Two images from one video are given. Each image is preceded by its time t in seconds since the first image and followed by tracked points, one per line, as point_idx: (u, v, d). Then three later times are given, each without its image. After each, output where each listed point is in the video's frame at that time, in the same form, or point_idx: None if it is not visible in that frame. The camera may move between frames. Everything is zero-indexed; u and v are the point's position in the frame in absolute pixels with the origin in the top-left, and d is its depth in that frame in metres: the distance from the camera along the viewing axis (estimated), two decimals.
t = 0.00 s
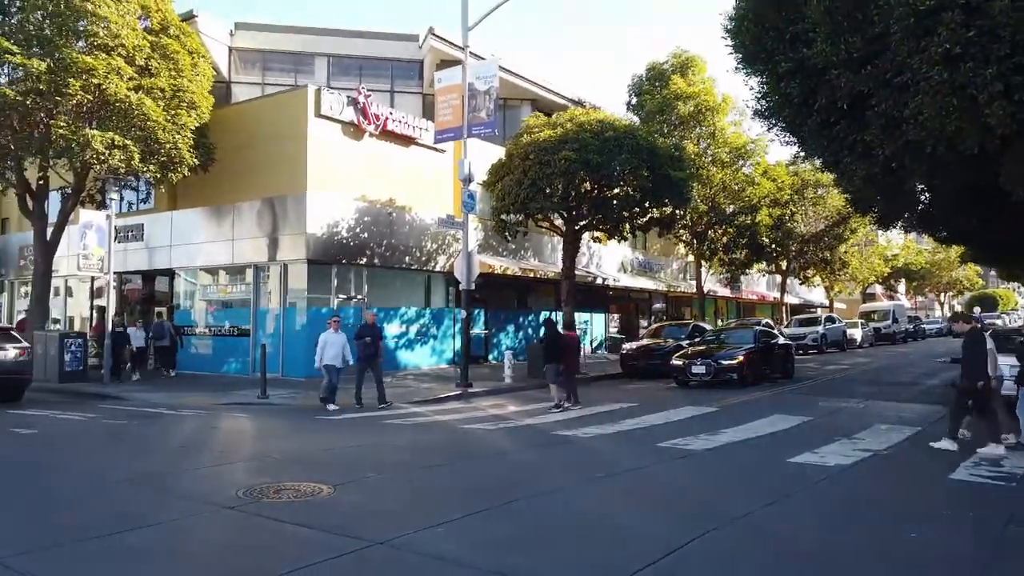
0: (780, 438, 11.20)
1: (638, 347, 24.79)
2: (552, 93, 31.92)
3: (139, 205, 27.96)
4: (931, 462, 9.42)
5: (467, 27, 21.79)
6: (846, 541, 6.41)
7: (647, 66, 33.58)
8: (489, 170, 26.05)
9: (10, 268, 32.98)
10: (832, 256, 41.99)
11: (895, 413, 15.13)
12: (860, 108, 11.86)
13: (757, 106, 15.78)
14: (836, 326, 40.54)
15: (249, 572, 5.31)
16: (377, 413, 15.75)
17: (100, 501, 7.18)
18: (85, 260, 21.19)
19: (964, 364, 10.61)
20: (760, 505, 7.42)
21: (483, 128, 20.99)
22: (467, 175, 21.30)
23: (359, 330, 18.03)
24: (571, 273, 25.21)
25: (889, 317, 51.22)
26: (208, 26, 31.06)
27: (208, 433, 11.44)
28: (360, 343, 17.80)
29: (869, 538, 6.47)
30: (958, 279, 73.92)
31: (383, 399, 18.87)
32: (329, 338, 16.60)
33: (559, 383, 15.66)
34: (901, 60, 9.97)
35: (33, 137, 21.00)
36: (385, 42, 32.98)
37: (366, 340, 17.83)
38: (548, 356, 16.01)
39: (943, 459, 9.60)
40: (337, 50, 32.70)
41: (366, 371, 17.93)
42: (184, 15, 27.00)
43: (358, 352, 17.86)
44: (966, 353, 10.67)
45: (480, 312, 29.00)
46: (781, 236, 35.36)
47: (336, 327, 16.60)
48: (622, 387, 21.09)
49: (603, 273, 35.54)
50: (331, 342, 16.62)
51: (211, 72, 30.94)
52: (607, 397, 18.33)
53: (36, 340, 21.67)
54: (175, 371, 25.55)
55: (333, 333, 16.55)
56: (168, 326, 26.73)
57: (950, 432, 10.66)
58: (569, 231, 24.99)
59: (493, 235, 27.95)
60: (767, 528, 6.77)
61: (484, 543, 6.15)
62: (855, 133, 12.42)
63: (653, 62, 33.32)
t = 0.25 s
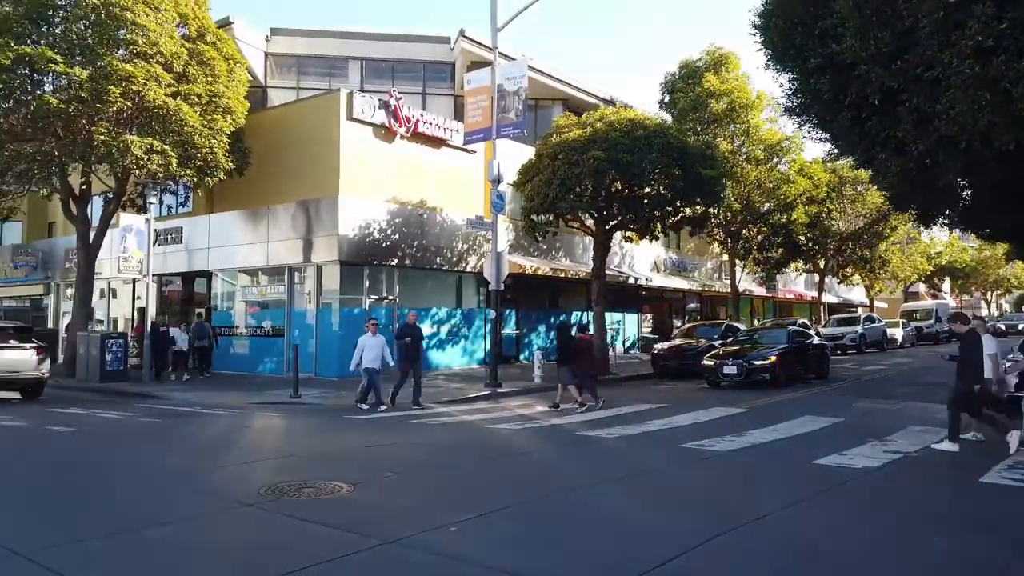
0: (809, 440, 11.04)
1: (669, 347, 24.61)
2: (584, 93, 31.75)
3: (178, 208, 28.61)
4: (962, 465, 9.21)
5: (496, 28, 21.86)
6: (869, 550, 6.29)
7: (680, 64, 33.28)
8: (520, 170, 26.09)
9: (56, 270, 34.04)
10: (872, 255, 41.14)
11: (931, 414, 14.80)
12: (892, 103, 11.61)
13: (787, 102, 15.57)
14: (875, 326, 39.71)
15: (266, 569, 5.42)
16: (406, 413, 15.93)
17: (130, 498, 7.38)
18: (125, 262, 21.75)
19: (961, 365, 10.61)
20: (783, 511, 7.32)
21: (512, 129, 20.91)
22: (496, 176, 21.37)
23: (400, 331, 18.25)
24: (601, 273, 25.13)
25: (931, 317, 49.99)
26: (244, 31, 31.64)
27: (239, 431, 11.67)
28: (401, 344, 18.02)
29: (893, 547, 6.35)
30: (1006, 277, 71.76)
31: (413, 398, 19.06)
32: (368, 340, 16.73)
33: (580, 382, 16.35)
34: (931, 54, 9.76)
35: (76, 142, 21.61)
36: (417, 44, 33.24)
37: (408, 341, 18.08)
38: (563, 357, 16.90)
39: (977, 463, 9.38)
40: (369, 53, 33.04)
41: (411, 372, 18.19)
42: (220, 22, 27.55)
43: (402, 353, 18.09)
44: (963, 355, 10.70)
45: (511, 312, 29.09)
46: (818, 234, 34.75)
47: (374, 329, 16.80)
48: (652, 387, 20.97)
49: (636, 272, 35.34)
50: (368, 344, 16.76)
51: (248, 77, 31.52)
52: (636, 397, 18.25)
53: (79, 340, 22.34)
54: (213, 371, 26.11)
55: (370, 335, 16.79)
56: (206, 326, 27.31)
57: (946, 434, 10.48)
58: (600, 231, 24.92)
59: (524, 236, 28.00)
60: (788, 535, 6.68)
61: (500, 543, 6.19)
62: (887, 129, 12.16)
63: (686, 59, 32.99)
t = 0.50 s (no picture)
0: (817, 440, 10.96)
1: (681, 346, 24.54)
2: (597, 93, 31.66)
3: (194, 209, 28.91)
4: (970, 466, 9.12)
5: (507, 28, 21.87)
6: (871, 554, 6.23)
7: (693, 62, 33.11)
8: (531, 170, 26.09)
9: (75, 270, 34.52)
10: (889, 254, 40.71)
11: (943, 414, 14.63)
12: (901, 101, 11.48)
13: (797, 100, 15.44)
14: (893, 326, 39.29)
15: (265, 569, 5.47)
16: (415, 412, 16.00)
17: (135, 496, 7.49)
18: (140, 262, 22.03)
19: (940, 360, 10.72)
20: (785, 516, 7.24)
21: (522, 128, 20.92)
22: (506, 176, 21.39)
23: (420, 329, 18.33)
24: (613, 272, 25.08)
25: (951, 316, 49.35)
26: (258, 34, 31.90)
27: (247, 430, 11.79)
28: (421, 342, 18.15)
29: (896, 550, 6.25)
30: None
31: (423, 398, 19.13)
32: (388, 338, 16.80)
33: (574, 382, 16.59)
34: (939, 50, 9.65)
35: (92, 145, 21.86)
36: (429, 45, 33.31)
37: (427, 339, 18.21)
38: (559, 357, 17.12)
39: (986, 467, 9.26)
40: (382, 54, 33.19)
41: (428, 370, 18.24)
42: (234, 24, 27.79)
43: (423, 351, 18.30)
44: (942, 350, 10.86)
45: (523, 312, 29.11)
46: (834, 233, 34.45)
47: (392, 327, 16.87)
48: (663, 386, 20.90)
49: (649, 272, 35.24)
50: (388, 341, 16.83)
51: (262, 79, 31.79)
52: (646, 397, 18.21)
53: (96, 340, 22.65)
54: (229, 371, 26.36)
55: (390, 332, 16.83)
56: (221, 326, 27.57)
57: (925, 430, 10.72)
58: (611, 230, 24.88)
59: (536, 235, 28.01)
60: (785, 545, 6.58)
61: (497, 543, 6.19)
62: (897, 126, 12.03)
63: (700, 58, 32.80)
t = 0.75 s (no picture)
0: (826, 442, 10.92)
1: (697, 347, 24.48)
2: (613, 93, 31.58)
3: (213, 211, 29.29)
4: (978, 469, 9.05)
5: (520, 29, 21.92)
6: (867, 560, 6.20)
7: (710, 61, 32.91)
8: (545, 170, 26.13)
9: (99, 271, 35.13)
10: (911, 253, 40.19)
11: (958, 416, 14.48)
12: (911, 100, 11.38)
13: (809, 99, 15.33)
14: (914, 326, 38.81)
15: (262, 566, 5.60)
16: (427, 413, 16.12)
17: (143, 495, 7.69)
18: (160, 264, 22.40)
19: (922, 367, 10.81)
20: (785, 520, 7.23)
21: (535, 129, 20.96)
22: (519, 176, 21.40)
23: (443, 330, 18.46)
24: (627, 272, 25.05)
25: (976, 316, 48.59)
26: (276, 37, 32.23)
27: (259, 429, 11.98)
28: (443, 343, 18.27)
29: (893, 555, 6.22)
30: None
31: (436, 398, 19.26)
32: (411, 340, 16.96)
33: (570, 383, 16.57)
34: (947, 49, 9.56)
35: (112, 148, 22.31)
36: (445, 46, 33.42)
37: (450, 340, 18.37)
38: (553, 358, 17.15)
39: (997, 470, 9.16)
40: (399, 56, 33.38)
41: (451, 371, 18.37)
42: (251, 28, 28.11)
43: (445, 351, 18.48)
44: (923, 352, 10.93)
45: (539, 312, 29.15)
46: (853, 232, 34.10)
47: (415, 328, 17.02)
48: (677, 387, 20.86)
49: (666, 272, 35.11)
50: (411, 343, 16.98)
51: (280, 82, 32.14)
52: (658, 398, 18.19)
53: (116, 340, 23.05)
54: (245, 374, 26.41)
55: (411, 332, 17.09)
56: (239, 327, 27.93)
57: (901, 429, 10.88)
58: (626, 230, 24.85)
59: (552, 236, 28.04)
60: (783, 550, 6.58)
61: (493, 544, 6.25)
62: (908, 126, 11.93)
63: (717, 56, 32.59)
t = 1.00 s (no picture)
0: (816, 443, 10.96)
1: (696, 348, 24.54)
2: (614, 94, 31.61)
3: (216, 213, 29.48)
4: (960, 472, 9.11)
5: (519, 31, 21.99)
6: (840, 565, 6.27)
7: (712, 61, 32.89)
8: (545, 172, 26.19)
9: (104, 273, 35.40)
10: (915, 253, 40.08)
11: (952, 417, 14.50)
12: (900, 102, 11.41)
13: (804, 100, 15.33)
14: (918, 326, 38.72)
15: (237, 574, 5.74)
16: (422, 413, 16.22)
17: (129, 503, 7.83)
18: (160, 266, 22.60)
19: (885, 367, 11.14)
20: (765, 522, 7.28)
21: (533, 131, 21.02)
22: (517, 178, 21.42)
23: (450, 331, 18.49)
24: (627, 273, 25.11)
25: (981, 316, 48.39)
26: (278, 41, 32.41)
27: (254, 430, 12.10)
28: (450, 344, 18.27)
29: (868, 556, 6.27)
30: None
31: (434, 399, 19.38)
32: (415, 339, 17.02)
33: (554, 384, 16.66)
34: (932, 52, 9.59)
35: (114, 151, 22.51)
36: (447, 48, 33.50)
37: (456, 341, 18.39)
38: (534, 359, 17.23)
39: (983, 471, 9.18)
40: (401, 58, 33.51)
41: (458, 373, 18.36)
42: (253, 32, 28.28)
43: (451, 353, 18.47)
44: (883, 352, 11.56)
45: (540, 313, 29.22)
46: (856, 233, 34.06)
47: (420, 328, 17.10)
48: (674, 388, 20.91)
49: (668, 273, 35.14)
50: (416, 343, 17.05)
51: (283, 85, 32.32)
52: (654, 399, 18.25)
53: (119, 342, 23.26)
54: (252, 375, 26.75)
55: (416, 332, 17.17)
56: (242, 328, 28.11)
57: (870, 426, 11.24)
58: (625, 231, 24.91)
59: (552, 237, 28.12)
60: (760, 553, 6.63)
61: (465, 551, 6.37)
62: (898, 128, 11.95)
63: (719, 57, 32.56)
